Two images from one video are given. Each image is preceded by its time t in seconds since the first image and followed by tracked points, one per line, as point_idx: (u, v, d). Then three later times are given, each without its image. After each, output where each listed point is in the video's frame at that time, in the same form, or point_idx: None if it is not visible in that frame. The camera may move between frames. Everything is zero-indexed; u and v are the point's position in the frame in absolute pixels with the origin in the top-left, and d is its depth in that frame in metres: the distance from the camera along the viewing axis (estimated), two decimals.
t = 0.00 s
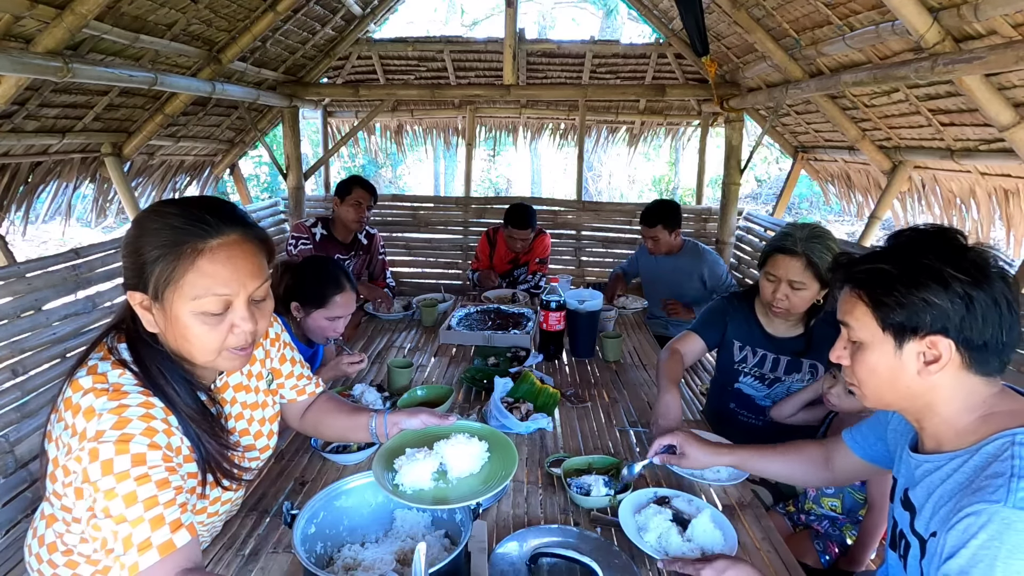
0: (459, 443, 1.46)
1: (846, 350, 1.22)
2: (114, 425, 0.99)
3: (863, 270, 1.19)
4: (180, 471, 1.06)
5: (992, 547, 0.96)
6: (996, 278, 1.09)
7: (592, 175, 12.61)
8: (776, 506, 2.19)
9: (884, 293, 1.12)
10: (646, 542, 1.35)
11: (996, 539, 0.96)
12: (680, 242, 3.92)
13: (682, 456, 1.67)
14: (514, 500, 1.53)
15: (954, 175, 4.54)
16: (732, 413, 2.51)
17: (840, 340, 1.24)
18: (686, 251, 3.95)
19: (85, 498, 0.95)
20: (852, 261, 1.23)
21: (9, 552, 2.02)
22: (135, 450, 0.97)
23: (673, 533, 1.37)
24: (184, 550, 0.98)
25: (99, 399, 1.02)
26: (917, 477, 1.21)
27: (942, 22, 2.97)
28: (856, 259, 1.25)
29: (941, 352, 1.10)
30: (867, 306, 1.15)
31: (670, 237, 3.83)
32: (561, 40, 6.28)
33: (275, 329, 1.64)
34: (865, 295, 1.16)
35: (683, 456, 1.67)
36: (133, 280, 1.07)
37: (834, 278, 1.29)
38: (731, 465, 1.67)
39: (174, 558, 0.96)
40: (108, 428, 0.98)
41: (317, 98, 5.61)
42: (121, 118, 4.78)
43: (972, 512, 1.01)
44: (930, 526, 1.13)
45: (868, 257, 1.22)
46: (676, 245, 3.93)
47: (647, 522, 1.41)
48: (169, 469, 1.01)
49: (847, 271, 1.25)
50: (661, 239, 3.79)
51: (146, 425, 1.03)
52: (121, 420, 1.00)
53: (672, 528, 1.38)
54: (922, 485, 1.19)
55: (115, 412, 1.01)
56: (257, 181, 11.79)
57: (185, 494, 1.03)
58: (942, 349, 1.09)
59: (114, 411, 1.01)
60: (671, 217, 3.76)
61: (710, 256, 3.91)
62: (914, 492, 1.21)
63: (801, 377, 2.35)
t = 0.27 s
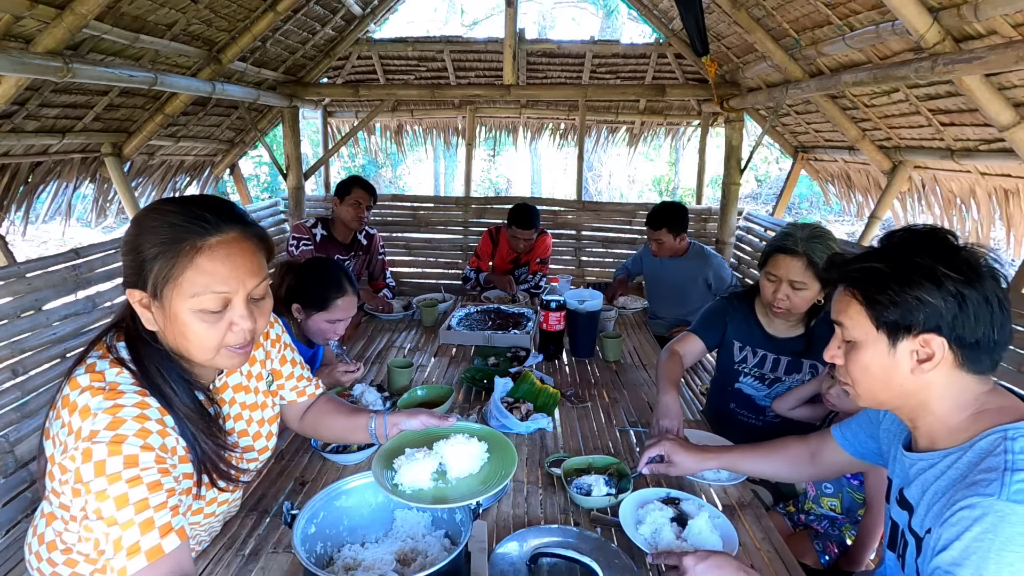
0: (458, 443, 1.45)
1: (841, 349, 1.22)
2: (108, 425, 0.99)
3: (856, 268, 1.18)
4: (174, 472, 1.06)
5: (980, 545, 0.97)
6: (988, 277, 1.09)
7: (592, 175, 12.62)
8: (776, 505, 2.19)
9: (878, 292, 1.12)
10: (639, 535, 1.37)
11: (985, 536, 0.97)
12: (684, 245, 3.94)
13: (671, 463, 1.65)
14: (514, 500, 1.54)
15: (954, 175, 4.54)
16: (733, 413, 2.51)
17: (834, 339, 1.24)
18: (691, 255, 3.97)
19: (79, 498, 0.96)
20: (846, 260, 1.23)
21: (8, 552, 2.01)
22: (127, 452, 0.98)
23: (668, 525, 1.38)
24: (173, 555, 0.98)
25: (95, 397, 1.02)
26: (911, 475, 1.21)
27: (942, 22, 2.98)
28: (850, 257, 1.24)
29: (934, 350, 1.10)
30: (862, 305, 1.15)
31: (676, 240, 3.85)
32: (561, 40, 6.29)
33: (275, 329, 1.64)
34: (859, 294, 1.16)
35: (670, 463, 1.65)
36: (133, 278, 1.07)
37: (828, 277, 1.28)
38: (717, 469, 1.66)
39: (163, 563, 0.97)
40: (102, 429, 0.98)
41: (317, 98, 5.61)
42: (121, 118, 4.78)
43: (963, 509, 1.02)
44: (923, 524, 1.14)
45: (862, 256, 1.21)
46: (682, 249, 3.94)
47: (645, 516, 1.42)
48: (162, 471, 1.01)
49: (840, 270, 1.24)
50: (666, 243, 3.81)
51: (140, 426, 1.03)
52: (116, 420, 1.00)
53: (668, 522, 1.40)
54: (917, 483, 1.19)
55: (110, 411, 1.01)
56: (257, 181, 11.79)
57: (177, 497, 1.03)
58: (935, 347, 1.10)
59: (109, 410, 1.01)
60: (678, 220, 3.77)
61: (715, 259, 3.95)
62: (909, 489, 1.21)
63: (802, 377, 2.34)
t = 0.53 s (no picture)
0: (458, 445, 1.45)
1: (833, 347, 1.21)
2: (102, 428, 0.99)
3: (848, 268, 1.18)
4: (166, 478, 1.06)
5: (941, 513, 0.96)
6: (976, 277, 1.09)
7: (592, 175, 12.62)
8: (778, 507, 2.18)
9: (868, 290, 1.12)
10: (640, 537, 1.37)
11: (947, 506, 0.96)
12: (687, 246, 3.94)
13: (682, 442, 1.75)
14: (514, 500, 1.53)
15: (954, 175, 4.54)
16: (733, 413, 2.50)
17: (827, 337, 1.24)
18: (694, 257, 3.96)
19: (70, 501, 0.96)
20: (838, 260, 1.23)
21: (8, 553, 2.01)
22: (118, 459, 0.97)
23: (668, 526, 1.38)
24: (155, 567, 0.98)
25: (92, 399, 1.02)
26: (900, 470, 1.22)
27: (942, 22, 2.97)
28: (843, 257, 1.24)
29: (924, 349, 1.10)
30: (853, 304, 1.14)
31: (678, 242, 3.85)
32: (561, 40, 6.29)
33: (275, 329, 1.63)
34: (849, 293, 1.16)
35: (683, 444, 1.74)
36: (130, 278, 1.07)
37: (821, 277, 1.28)
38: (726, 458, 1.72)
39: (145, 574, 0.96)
40: (96, 432, 0.98)
41: (317, 98, 5.61)
42: (121, 118, 4.78)
43: (932, 484, 1.01)
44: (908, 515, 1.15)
45: (854, 255, 1.21)
46: (683, 249, 3.94)
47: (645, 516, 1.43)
48: (151, 478, 1.00)
49: (832, 270, 1.24)
50: (668, 244, 3.81)
51: (133, 432, 1.02)
52: (110, 424, 1.00)
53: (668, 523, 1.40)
54: (904, 476, 1.19)
55: (105, 415, 1.00)
56: (257, 181, 11.79)
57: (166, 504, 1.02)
58: (925, 346, 1.09)
59: (104, 413, 1.00)
60: (681, 221, 3.76)
61: (716, 260, 3.94)
62: (898, 484, 1.22)
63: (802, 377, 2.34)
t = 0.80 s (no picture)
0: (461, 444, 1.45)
1: (828, 345, 1.21)
2: (101, 428, 0.99)
3: (840, 267, 1.18)
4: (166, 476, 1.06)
5: (906, 484, 0.98)
6: (965, 275, 1.09)
7: (592, 175, 12.62)
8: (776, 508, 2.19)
9: (857, 289, 1.12)
10: (641, 537, 1.37)
11: (914, 478, 0.98)
12: (687, 246, 3.94)
13: (699, 441, 1.75)
14: (514, 500, 1.53)
15: (954, 175, 4.54)
16: (732, 412, 2.49)
17: (822, 336, 1.24)
18: (694, 256, 3.97)
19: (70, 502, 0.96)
20: (831, 260, 1.23)
21: (8, 553, 2.01)
22: (119, 458, 0.97)
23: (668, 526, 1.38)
24: (158, 563, 0.98)
25: (91, 399, 1.02)
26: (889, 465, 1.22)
27: (942, 22, 2.97)
28: (836, 257, 1.24)
29: (916, 345, 1.10)
30: (844, 303, 1.15)
31: (678, 242, 3.85)
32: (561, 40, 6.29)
33: (273, 328, 1.63)
34: (841, 292, 1.16)
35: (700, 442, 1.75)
36: (128, 278, 1.07)
37: (814, 277, 1.28)
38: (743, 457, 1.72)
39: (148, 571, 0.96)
40: (95, 432, 0.98)
41: (317, 98, 5.61)
42: (121, 118, 4.77)
43: (907, 459, 1.03)
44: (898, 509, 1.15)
45: (846, 255, 1.21)
46: (684, 249, 3.95)
47: (646, 516, 1.42)
48: (151, 477, 1.00)
49: (824, 270, 1.24)
50: (669, 244, 3.81)
51: (133, 431, 1.02)
52: (109, 424, 1.00)
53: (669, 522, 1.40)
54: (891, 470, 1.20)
55: (104, 415, 1.00)
56: (257, 181, 11.79)
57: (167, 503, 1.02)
58: (915, 342, 1.09)
59: (103, 413, 1.00)
60: (681, 221, 3.76)
61: (717, 260, 3.95)
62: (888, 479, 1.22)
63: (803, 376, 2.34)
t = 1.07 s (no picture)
0: (458, 441, 1.45)
1: (825, 344, 1.21)
2: (104, 418, 0.99)
3: (835, 266, 1.18)
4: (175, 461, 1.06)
5: (904, 474, 0.98)
6: (958, 271, 1.10)
7: (592, 175, 12.62)
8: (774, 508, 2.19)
9: (853, 286, 1.12)
10: (640, 537, 1.36)
11: (911, 469, 0.98)
12: (686, 245, 3.95)
13: (694, 444, 1.71)
14: (514, 500, 1.54)
15: (954, 175, 4.54)
16: (730, 410, 2.47)
17: (820, 334, 1.24)
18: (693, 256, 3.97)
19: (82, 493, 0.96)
20: (825, 259, 1.23)
21: (8, 553, 2.01)
22: (126, 444, 0.97)
23: (669, 526, 1.38)
24: (180, 539, 0.97)
25: (90, 391, 1.02)
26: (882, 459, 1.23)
27: (942, 22, 2.97)
28: (830, 256, 1.24)
29: (912, 341, 1.10)
30: (841, 300, 1.15)
31: (678, 242, 3.86)
32: (561, 40, 6.29)
33: (273, 326, 1.64)
34: (837, 289, 1.16)
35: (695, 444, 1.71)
36: (128, 275, 1.07)
37: (810, 276, 1.28)
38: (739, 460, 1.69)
39: (172, 547, 0.95)
40: (99, 421, 0.98)
41: (317, 98, 5.61)
42: (121, 118, 4.77)
43: (905, 451, 1.03)
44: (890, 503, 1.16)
45: (840, 253, 1.21)
46: (683, 249, 3.95)
47: (646, 515, 1.42)
48: (162, 460, 1.00)
49: (820, 269, 1.24)
50: (668, 244, 3.81)
51: (136, 419, 1.02)
52: (112, 412, 1.00)
53: (669, 522, 1.39)
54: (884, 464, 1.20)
55: (105, 404, 1.01)
56: (257, 181, 11.80)
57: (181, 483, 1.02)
58: (912, 338, 1.09)
59: (104, 403, 1.01)
60: (681, 221, 3.77)
61: (717, 260, 3.95)
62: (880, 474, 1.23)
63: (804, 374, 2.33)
